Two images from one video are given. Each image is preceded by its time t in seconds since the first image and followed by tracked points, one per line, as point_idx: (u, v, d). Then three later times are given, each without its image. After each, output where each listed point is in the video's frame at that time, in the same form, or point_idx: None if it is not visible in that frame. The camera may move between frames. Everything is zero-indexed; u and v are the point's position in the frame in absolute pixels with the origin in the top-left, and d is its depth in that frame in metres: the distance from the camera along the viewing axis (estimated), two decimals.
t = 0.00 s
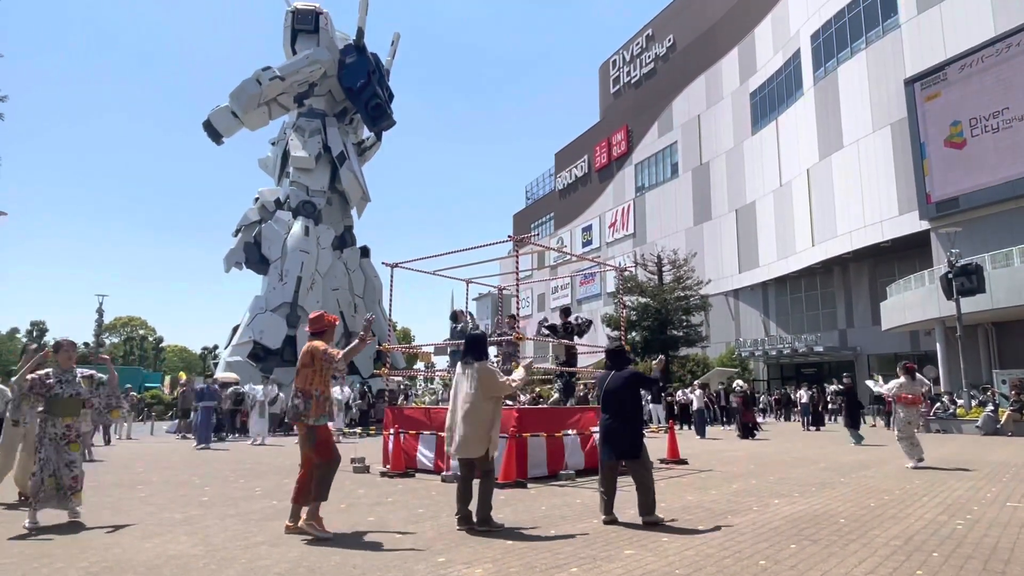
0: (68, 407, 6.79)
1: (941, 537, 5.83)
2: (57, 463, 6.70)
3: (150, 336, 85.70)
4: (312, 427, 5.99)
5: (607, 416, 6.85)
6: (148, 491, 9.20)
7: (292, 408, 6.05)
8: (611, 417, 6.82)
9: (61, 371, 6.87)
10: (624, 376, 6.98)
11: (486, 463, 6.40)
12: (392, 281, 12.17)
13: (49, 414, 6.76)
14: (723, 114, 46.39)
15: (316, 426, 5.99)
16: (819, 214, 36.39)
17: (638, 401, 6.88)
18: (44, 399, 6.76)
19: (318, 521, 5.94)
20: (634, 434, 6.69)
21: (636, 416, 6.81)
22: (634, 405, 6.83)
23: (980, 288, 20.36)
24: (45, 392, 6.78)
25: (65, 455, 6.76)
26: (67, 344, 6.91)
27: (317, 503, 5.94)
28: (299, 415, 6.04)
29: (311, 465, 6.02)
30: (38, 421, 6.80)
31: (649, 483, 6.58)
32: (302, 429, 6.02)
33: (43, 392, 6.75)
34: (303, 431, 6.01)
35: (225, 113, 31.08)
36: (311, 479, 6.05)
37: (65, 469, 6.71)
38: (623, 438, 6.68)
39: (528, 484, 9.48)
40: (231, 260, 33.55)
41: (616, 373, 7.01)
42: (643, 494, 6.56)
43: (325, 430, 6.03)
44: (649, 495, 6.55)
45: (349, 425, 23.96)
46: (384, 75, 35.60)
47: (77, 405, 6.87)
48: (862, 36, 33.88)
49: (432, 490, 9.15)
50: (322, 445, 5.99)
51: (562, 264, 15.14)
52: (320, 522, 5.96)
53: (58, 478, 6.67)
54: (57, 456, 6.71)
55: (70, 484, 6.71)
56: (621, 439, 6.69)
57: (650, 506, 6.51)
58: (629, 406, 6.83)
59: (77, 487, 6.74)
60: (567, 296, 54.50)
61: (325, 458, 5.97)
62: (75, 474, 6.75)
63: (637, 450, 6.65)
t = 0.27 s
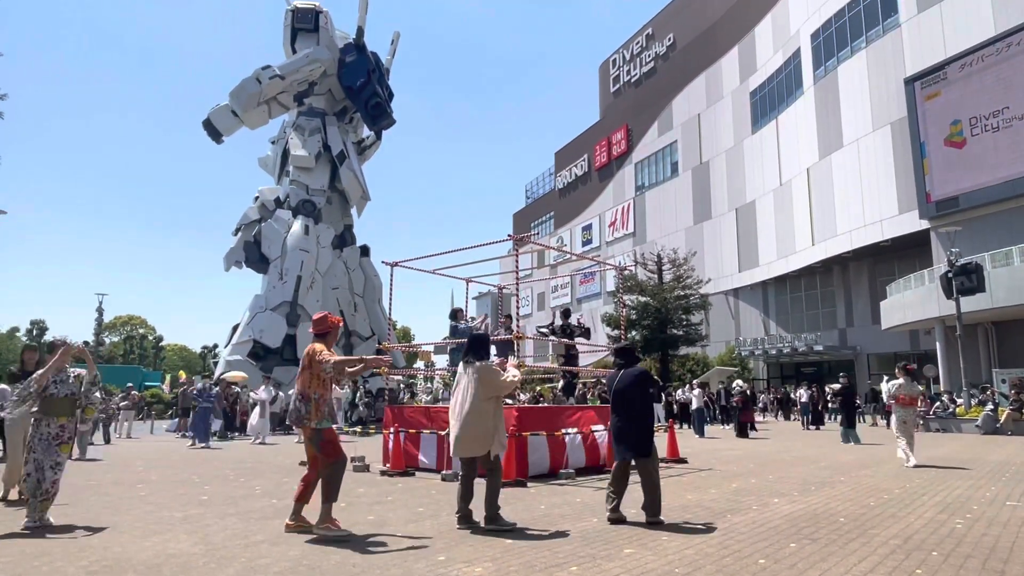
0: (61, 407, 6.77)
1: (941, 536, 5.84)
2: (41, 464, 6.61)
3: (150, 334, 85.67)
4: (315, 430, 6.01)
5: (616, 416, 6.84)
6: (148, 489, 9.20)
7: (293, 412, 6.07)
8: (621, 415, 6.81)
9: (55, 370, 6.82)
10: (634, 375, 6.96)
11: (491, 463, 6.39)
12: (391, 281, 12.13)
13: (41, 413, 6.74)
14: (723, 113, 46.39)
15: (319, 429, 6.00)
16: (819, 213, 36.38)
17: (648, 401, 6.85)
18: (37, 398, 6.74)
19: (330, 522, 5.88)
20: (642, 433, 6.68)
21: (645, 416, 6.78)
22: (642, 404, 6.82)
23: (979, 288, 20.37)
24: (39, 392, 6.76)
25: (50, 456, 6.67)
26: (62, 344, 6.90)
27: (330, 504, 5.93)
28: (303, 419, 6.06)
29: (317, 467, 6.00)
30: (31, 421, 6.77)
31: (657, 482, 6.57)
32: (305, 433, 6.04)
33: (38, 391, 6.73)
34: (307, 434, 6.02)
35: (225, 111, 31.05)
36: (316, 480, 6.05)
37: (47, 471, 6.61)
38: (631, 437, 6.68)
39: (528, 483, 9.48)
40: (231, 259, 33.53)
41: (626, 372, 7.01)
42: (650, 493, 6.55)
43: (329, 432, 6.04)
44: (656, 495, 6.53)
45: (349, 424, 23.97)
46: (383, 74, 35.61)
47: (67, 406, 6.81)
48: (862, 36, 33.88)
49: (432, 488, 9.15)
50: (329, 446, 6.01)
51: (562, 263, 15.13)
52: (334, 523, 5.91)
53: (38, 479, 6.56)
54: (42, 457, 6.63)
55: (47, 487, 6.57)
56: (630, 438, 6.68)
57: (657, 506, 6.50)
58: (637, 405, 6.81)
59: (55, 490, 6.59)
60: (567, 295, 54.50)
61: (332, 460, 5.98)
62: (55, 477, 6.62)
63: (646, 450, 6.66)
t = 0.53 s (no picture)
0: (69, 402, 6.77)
1: (941, 535, 5.83)
2: (66, 455, 6.82)
3: (149, 334, 85.80)
4: (319, 428, 5.92)
5: (617, 416, 6.84)
6: (148, 488, 9.20)
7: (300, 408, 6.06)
8: (622, 416, 6.82)
9: (62, 366, 6.79)
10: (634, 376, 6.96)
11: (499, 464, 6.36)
12: (392, 280, 12.08)
13: (49, 409, 6.70)
14: (723, 113, 46.36)
15: (323, 426, 5.91)
16: (820, 213, 36.36)
17: (648, 401, 6.85)
18: (44, 395, 6.65)
19: (331, 528, 5.78)
20: (644, 434, 6.70)
21: (646, 416, 6.79)
22: (643, 404, 6.81)
23: (980, 287, 20.36)
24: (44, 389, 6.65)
25: (70, 446, 6.88)
26: (67, 339, 6.90)
27: (325, 508, 5.79)
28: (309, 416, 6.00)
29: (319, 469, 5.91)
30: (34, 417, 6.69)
31: (658, 479, 6.73)
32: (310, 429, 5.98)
33: (45, 388, 6.63)
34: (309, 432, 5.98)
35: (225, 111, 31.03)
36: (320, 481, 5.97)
37: (73, 460, 6.85)
38: (633, 437, 6.69)
39: (528, 482, 9.48)
40: (231, 259, 33.55)
41: (627, 373, 7.00)
42: (650, 489, 6.73)
43: (332, 431, 5.94)
44: (656, 490, 6.73)
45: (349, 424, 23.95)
46: (383, 73, 35.63)
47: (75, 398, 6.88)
48: (863, 35, 33.86)
49: (433, 488, 9.13)
50: (328, 448, 5.89)
51: (562, 262, 15.12)
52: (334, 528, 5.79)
53: (66, 469, 6.80)
54: (65, 449, 6.83)
55: (77, 474, 6.87)
56: (633, 439, 6.68)
57: (658, 500, 6.70)
58: (637, 405, 6.81)
59: (83, 476, 6.92)
60: (567, 295, 54.52)
61: (329, 462, 5.84)
62: (82, 464, 6.93)
63: (649, 451, 6.68)
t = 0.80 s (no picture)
0: (83, 403, 6.85)
1: (941, 535, 5.83)
2: (78, 457, 6.84)
3: (150, 334, 85.93)
4: (330, 434, 5.90)
5: (619, 417, 6.84)
6: (148, 488, 9.21)
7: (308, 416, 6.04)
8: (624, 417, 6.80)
9: (77, 368, 6.87)
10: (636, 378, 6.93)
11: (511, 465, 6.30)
12: (392, 280, 12.00)
13: (64, 410, 6.79)
14: (723, 112, 46.37)
15: (333, 433, 5.89)
16: (820, 212, 36.36)
17: (650, 403, 6.84)
18: (59, 396, 6.75)
19: (332, 527, 5.80)
20: (645, 435, 6.70)
21: (648, 418, 6.79)
22: (644, 407, 6.80)
23: (980, 287, 20.37)
24: (62, 389, 6.78)
25: (83, 448, 6.90)
26: (81, 342, 6.86)
27: (334, 510, 5.84)
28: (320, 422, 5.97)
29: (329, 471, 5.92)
30: (52, 417, 6.80)
31: (656, 481, 6.70)
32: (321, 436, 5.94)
33: (62, 389, 6.75)
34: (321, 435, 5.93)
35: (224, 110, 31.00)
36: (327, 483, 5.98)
37: (84, 463, 6.85)
38: (635, 439, 6.68)
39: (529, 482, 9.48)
40: (231, 258, 33.56)
41: (628, 375, 6.97)
42: (648, 492, 6.68)
43: (342, 436, 5.92)
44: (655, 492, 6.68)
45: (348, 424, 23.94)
46: (383, 73, 35.66)
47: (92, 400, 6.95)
48: (863, 35, 33.86)
49: (433, 488, 9.12)
50: (341, 454, 5.89)
51: (562, 263, 15.09)
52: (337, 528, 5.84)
53: (77, 471, 6.82)
54: (77, 451, 6.84)
55: (88, 477, 6.86)
56: (634, 441, 6.68)
57: (655, 501, 6.66)
58: (638, 407, 6.80)
59: (95, 480, 6.92)
60: (567, 294, 54.54)
61: (340, 466, 5.88)
62: (93, 467, 6.91)
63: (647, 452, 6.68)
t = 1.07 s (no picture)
0: (106, 403, 7.09)
1: (941, 535, 5.82)
2: (100, 457, 6.97)
3: (150, 334, 86.09)
4: (339, 423, 5.92)
5: (630, 417, 6.84)
6: (149, 488, 9.21)
7: (326, 401, 5.95)
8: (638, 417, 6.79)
9: (99, 369, 7.11)
10: (645, 378, 6.93)
11: (514, 462, 6.27)
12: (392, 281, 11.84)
13: (91, 409, 6.97)
14: (723, 112, 46.36)
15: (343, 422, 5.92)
16: (820, 212, 36.36)
17: (664, 402, 6.85)
18: (83, 395, 6.94)
19: (331, 528, 5.81)
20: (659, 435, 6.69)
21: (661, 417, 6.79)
22: (655, 406, 6.81)
23: (981, 287, 20.36)
24: (88, 388, 6.98)
25: (103, 448, 7.03)
26: (96, 343, 7.09)
27: (331, 507, 5.81)
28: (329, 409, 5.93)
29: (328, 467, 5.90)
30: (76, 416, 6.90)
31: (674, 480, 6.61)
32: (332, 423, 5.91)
33: (88, 388, 6.95)
34: (326, 429, 5.89)
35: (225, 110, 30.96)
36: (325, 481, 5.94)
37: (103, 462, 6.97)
38: (650, 438, 6.67)
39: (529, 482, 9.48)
40: (232, 259, 33.56)
41: (640, 375, 6.98)
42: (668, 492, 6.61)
43: (348, 429, 5.99)
44: (674, 491, 6.59)
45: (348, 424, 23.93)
46: (383, 73, 35.67)
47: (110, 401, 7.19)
48: (862, 35, 33.87)
49: (433, 488, 9.13)
50: (344, 447, 5.91)
51: (562, 263, 15.03)
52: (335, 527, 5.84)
53: (100, 471, 6.94)
54: (100, 451, 6.98)
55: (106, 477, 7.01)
56: (646, 441, 6.66)
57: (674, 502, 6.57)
58: (649, 407, 6.80)
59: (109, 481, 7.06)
60: (567, 294, 54.57)
61: (340, 462, 5.85)
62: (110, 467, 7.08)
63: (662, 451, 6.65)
